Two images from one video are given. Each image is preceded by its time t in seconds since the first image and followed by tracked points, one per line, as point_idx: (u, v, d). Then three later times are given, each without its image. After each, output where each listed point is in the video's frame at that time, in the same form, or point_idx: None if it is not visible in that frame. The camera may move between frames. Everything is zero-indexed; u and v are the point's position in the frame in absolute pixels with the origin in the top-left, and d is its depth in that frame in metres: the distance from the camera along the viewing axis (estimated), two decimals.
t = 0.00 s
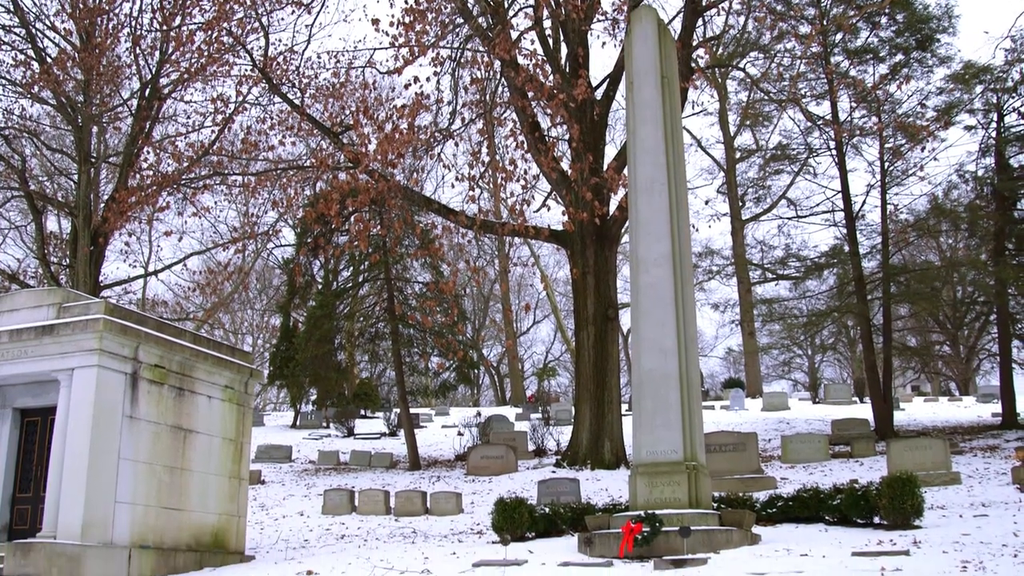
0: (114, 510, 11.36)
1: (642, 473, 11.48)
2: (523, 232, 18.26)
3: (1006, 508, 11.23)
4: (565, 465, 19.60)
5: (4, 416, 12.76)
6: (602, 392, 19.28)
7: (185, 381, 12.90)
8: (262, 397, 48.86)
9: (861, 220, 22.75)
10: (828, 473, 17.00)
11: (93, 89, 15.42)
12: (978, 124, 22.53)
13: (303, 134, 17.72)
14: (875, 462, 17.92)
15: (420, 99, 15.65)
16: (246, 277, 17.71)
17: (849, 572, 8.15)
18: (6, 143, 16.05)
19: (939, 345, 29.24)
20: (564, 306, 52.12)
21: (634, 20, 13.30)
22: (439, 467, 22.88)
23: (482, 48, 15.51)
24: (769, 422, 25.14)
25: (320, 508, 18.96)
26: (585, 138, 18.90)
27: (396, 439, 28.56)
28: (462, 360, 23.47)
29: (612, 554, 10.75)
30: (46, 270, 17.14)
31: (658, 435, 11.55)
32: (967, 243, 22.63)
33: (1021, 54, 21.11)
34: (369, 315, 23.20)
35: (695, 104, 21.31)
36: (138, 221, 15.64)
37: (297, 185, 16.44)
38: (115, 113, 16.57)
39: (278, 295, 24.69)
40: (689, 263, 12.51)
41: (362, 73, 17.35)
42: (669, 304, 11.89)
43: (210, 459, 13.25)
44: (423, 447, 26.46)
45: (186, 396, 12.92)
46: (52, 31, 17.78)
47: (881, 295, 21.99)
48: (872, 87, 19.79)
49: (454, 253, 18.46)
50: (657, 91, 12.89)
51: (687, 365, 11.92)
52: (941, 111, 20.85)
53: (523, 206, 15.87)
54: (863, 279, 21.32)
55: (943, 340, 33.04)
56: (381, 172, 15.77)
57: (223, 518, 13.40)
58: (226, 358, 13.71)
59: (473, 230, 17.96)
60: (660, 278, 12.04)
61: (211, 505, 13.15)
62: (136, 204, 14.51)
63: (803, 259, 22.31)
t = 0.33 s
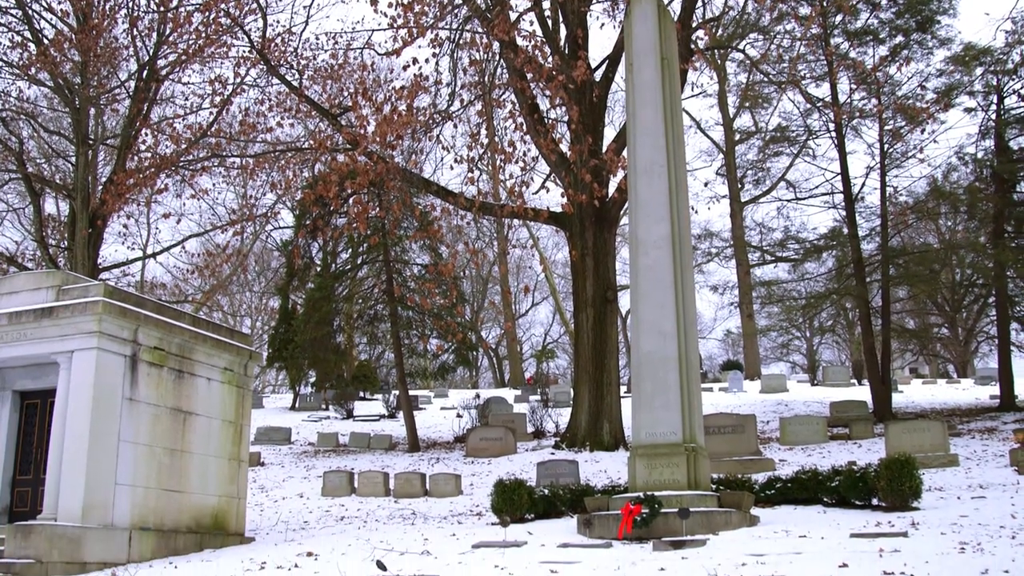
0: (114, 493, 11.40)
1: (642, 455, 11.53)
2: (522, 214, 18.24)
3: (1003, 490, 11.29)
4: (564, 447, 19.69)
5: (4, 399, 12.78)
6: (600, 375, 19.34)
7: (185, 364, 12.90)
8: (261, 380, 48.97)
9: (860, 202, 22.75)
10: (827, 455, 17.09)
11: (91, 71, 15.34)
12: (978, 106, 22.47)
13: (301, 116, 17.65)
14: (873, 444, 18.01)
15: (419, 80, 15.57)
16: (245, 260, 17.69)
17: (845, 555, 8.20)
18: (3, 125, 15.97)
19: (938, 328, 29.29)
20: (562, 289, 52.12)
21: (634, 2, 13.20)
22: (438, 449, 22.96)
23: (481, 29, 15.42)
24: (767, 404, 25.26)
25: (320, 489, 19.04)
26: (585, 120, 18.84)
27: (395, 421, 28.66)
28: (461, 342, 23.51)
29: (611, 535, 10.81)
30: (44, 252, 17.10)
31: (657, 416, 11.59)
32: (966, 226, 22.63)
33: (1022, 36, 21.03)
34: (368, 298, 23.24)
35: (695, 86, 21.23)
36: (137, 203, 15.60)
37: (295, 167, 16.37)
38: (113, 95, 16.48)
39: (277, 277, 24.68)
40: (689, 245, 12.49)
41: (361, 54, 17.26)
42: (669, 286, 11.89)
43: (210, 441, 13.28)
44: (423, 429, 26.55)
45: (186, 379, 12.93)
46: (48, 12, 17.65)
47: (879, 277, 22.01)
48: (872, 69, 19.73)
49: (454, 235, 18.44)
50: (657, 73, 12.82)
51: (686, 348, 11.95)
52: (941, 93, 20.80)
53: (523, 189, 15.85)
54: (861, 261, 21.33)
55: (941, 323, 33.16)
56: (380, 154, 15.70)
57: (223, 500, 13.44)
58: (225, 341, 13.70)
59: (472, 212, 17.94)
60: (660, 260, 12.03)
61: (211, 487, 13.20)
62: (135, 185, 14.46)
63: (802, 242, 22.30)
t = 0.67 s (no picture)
0: (114, 475, 11.43)
1: (641, 438, 11.58)
2: (521, 197, 18.21)
3: (1001, 473, 11.35)
4: (563, 430, 19.77)
5: (3, 382, 12.78)
6: (599, 359, 19.38)
7: (184, 347, 12.90)
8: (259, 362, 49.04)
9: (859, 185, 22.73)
10: (825, 438, 17.15)
11: (88, 53, 15.26)
12: (978, 89, 22.40)
13: (299, 99, 17.57)
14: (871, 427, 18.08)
15: (418, 63, 15.49)
16: (244, 243, 17.65)
17: (844, 538, 8.24)
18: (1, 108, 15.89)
19: (936, 311, 29.34)
20: (561, 271, 52.10)
21: None
22: (437, 432, 23.05)
23: (480, 12, 15.33)
24: (766, 387, 25.36)
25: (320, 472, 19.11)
26: (584, 103, 18.77)
27: (394, 404, 28.72)
28: (461, 325, 23.54)
29: (610, 518, 10.86)
30: (42, 235, 17.05)
31: (657, 399, 11.63)
32: (965, 209, 22.62)
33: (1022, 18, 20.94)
34: (366, 281, 23.24)
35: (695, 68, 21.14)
36: (135, 186, 15.56)
37: (294, 149, 16.30)
38: (110, 78, 16.39)
39: (276, 261, 24.64)
40: (688, 228, 12.48)
41: (359, 36, 17.16)
42: (668, 269, 11.90)
43: (210, 424, 13.31)
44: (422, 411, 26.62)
45: (185, 362, 12.94)
46: None
47: (878, 260, 22.02)
48: (872, 52, 19.65)
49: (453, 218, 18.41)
50: (657, 56, 12.77)
51: (686, 331, 11.96)
52: (941, 76, 20.73)
53: (521, 172, 15.82)
54: (860, 244, 21.34)
55: (940, 306, 33.23)
56: (379, 137, 15.63)
57: (223, 483, 13.49)
58: (224, 324, 13.71)
59: (470, 195, 17.90)
60: (660, 243, 12.01)
61: (211, 470, 13.24)
62: (133, 168, 14.42)
63: (801, 225, 22.30)
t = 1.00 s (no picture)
0: (114, 459, 11.46)
1: (640, 421, 11.63)
2: (520, 180, 18.15)
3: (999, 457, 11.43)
4: (562, 413, 19.88)
5: (3, 366, 12.80)
6: (598, 342, 19.43)
7: (183, 330, 12.91)
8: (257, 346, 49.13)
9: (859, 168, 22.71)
10: (824, 422, 17.23)
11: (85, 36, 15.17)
12: (978, 73, 22.36)
13: (298, 82, 17.49)
14: (869, 410, 18.16)
15: (417, 45, 15.41)
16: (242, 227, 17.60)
17: (843, 521, 8.31)
18: None
19: (935, 294, 29.40)
20: (559, 255, 52.07)
21: None
22: (436, 415, 23.12)
23: None
24: (764, 370, 25.45)
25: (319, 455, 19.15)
26: (584, 86, 18.71)
27: (393, 387, 28.79)
28: (460, 308, 23.57)
29: (609, 501, 10.92)
30: (41, 219, 17.00)
31: (656, 382, 11.67)
32: (964, 193, 22.63)
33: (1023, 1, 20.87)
34: (365, 265, 23.26)
35: (694, 51, 21.05)
36: (133, 169, 15.50)
37: (293, 132, 16.23)
38: (108, 60, 16.30)
39: (274, 245, 24.61)
40: (688, 211, 12.46)
41: (358, 18, 17.06)
42: (668, 252, 11.90)
43: (209, 407, 13.34)
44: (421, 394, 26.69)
45: (184, 345, 12.95)
46: None
47: (877, 244, 22.02)
48: (872, 35, 19.56)
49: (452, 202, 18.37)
50: (657, 38, 12.71)
51: (684, 314, 11.98)
52: (942, 60, 20.67)
53: (520, 155, 15.80)
54: (859, 228, 21.33)
55: (938, 290, 33.31)
56: (378, 120, 15.56)
57: (223, 466, 13.54)
58: (224, 307, 13.71)
59: (469, 178, 17.86)
60: (659, 227, 12.00)
61: (210, 453, 13.28)
62: (131, 152, 14.36)
63: (800, 208, 22.28)
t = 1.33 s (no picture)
0: (114, 444, 11.49)
1: (639, 406, 11.67)
2: (519, 165, 18.11)
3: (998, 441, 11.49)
4: (560, 398, 19.95)
5: (3, 351, 12.80)
6: (597, 327, 19.48)
7: (182, 315, 12.91)
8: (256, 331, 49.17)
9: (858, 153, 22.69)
10: (823, 406, 17.31)
11: (82, 20, 15.06)
12: (978, 57, 22.30)
13: (296, 66, 17.41)
14: (868, 395, 18.24)
15: (416, 29, 15.33)
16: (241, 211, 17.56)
17: (842, 505, 8.36)
18: None
19: (934, 279, 29.45)
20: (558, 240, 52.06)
21: None
22: (435, 399, 23.19)
23: None
24: (763, 355, 25.50)
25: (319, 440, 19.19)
26: (583, 70, 18.65)
27: (393, 372, 28.84)
28: (459, 292, 23.59)
29: (608, 485, 10.97)
30: (39, 203, 16.96)
31: (656, 367, 11.70)
32: (963, 178, 22.63)
33: None
34: (364, 249, 23.24)
35: (694, 35, 20.95)
36: (132, 154, 15.45)
37: (291, 117, 16.16)
38: (106, 45, 16.20)
39: (273, 229, 24.56)
40: (688, 196, 12.44)
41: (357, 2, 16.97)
42: (667, 237, 11.90)
43: (209, 392, 13.36)
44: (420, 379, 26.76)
45: (184, 330, 12.96)
46: None
47: (876, 229, 22.03)
48: (873, 19, 19.49)
49: (451, 186, 18.33)
50: (656, 21, 12.65)
51: (684, 299, 12.00)
52: (942, 44, 20.61)
53: (519, 140, 15.77)
54: (859, 212, 21.33)
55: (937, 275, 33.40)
56: (377, 104, 15.49)
57: (223, 451, 13.58)
58: (223, 292, 13.70)
59: (468, 162, 17.83)
60: (659, 212, 12.01)
61: (210, 438, 13.31)
62: (129, 137, 14.30)
63: (799, 193, 22.28)
